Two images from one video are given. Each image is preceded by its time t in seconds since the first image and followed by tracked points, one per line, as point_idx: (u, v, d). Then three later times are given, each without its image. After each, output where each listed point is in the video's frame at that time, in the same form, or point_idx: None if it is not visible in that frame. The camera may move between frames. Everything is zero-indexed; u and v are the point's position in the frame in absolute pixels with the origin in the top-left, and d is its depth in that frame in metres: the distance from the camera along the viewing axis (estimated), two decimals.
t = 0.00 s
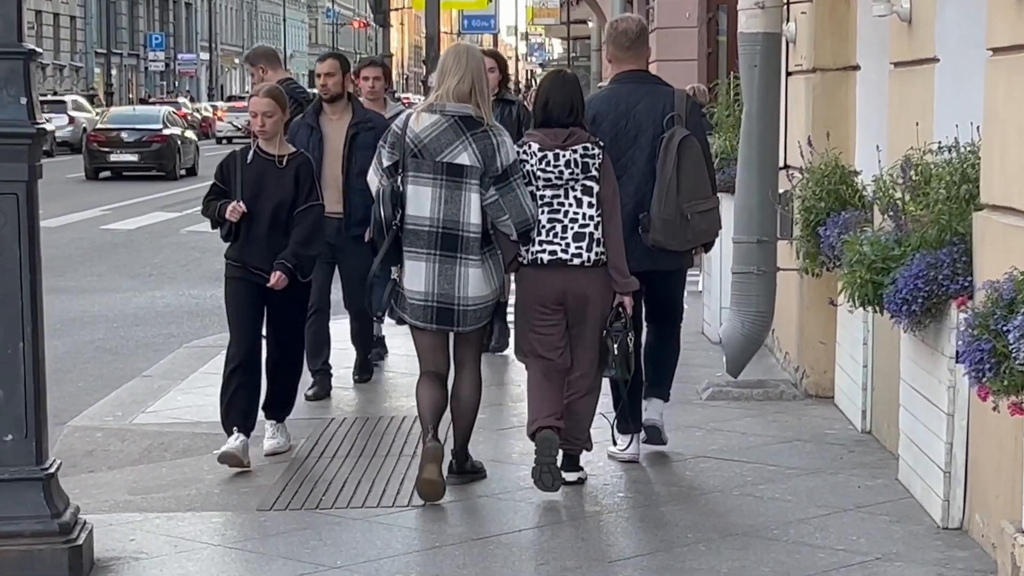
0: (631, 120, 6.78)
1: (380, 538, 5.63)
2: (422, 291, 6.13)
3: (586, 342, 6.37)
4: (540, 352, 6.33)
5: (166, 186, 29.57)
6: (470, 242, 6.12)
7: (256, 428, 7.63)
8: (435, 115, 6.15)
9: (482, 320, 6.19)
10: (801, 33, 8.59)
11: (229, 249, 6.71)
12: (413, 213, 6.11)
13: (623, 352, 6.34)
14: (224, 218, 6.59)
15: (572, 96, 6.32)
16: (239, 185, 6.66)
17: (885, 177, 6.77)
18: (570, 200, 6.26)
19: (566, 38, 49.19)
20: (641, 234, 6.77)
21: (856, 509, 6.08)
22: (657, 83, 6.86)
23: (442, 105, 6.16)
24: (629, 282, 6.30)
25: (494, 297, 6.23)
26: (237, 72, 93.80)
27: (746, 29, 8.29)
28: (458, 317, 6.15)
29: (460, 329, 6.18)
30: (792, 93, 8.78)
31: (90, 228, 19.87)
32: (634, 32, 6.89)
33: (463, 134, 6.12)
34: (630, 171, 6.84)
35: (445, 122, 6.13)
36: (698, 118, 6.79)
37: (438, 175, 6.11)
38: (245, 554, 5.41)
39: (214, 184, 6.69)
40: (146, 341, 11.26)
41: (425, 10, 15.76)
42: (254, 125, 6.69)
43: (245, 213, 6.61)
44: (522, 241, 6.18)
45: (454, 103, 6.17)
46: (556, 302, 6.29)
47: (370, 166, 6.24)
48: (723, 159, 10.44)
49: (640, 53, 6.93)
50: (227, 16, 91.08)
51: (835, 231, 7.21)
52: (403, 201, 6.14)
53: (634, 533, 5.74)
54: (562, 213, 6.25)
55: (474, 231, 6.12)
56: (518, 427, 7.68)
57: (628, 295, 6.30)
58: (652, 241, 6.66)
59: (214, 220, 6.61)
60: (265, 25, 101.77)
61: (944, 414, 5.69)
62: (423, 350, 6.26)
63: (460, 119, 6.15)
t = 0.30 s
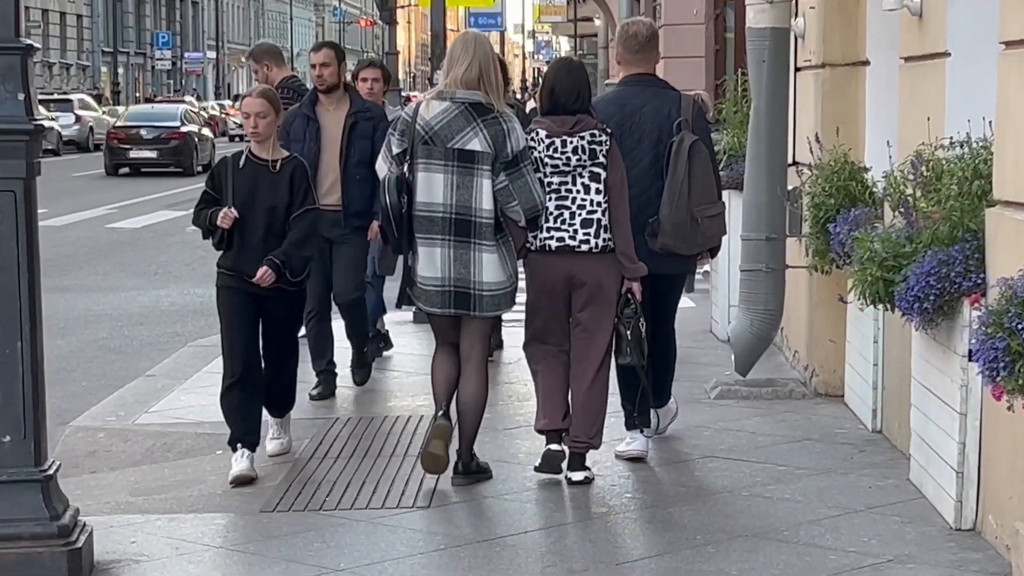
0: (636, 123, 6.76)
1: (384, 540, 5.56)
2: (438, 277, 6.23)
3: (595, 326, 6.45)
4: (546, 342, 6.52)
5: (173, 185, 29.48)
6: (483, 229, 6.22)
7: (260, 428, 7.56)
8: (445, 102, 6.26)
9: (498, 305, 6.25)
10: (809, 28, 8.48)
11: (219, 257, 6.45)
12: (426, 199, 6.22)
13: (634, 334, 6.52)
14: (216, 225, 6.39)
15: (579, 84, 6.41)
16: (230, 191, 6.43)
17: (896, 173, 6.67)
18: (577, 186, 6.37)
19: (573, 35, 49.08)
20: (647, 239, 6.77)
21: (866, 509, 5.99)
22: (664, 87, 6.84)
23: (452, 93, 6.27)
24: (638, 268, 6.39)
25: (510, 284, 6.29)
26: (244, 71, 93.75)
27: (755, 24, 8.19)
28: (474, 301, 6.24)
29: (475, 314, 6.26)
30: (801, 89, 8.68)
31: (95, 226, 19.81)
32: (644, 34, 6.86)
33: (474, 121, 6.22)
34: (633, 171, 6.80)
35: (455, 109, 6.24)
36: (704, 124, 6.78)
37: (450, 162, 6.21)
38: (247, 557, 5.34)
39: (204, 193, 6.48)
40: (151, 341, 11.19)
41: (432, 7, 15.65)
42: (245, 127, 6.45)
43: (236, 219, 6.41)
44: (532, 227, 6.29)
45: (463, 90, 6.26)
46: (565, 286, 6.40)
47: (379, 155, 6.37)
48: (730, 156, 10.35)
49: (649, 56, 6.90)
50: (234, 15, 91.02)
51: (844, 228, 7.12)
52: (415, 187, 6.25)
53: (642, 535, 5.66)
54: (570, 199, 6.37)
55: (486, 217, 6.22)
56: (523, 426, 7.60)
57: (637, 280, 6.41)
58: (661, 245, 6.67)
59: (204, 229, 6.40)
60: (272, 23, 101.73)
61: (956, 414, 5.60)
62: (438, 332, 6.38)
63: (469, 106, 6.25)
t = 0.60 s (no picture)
0: (651, 123, 6.83)
1: (389, 546, 5.46)
2: (451, 276, 6.15)
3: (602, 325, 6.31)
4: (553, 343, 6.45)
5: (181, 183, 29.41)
6: (496, 227, 6.14)
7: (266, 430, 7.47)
8: (457, 103, 6.16)
9: (513, 304, 6.17)
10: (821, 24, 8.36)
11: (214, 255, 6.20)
12: (438, 198, 6.13)
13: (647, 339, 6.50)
14: (216, 221, 6.05)
15: (587, 87, 6.34)
16: (225, 185, 6.12)
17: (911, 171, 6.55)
18: (587, 186, 6.27)
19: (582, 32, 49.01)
20: (653, 237, 6.83)
21: (881, 514, 5.88)
22: (678, 89, 6.91)
23: (462, 94, 6.17)
24: (649, 268, 6.31)
25: (522, 282, 6.22)
26: (253, 69, 93.73)
27: (766, 20, 8.08)
28: (488, 300, 6.16)
29: (489, 313, 6.19)
30: (813, 86, 8.57)
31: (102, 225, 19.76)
32: (662, 36, 6.96)
33: (485, 120, 6.13)
34: (645, 171, 6.88)
35: (466, 109, 6.14)
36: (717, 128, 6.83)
37: (461, 161, 6.13)
38: (250, 563, 5.24)
39: (194, 186, 6.16)
40: (157, 341, 11.11)
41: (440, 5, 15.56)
42: (238, 115, 6.17)
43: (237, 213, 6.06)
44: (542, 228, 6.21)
45: (474, 90, 6.17)
46: (574, 286, 6.32)
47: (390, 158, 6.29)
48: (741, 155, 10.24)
49: (666, 58, 6.98)
50: (242, 13, 91.00)
51: (858, 228, 7.00)
52: (427, 188, 6.17)
53: (653, 541, 5.55)
54: (579, 199, 6.27)
55: (498, 216, 6.14)
56: (532, 429, 7.50)
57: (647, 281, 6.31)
58: (665, 244, 6.71)
59: (202, 226, 6.07)
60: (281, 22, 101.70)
61: (973, 417, 5.49)
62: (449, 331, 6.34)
63: (480, 106, 6.15)
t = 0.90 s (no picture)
0: (660, 115, 6.83)
1: (390, 554, 5.38)
2: (457, 286, 6.08)
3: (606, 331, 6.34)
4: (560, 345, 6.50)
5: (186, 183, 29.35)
6: (502, 234, 6.07)
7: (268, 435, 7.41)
8: (459, 112, 6.10)
9: (517, 312, 6.11)
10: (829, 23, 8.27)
11: (208, 265, 6.07)
12: (445, 209, 6.06)
13: (651, 343, 6.42)
14: (213, 230, 5.90)
15: (590, 94, 6.33)
16: (220, 190, 5.99)
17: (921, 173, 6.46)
18: (592, 193, 6.27)
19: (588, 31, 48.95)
20: (659, 228, 6.83)
21: (890, 521, 5.80)
22: (685, 81, 6.91)
23: (465, 103, 6.11)
24: (650, 273, 6.32)
25: (526, 289, 6.15)
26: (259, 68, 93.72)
27: (773, 19, 8.00)
28: (493, 308, 6.09)
29: (494, 321, 6.11)
30: (821, 86, 8.48)
31: (108, 225, 19.74)
32: (669, 28, 6.97)
33: (488, 128, 6.06)
34: (654, 163, 6.89)
35: (468, 118, 6.07)
36: (725, 118, 6.84)
37: (466, 170, 6.06)
38: (250, 571, 5.17)
39: (186, 189, 6.05)
40: (160, 343, 11.05)
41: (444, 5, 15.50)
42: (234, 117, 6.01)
43: (236, 222, 5.91)
44: (547, 234, 6.19)
45: (476, 99, 6.10)
46: (578, 292, 6.35)
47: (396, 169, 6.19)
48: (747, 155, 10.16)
49: (672, 50, 6.99)
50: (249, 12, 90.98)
51: (866, 229, 6.92)
52: (433, 198, 6.08)
53: (657, 549, 5.46)
54: (585, 206, 6.26)
55: (504, 224, 6.07)
56: (536, 433, 7.43)
57: (649, 285, 6.33)
58: (670, 235, 6.72)
59: (200, 233, 5.92)
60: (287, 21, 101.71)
61: (984, 423, 5.40)
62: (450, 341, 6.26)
63: (483, 114, 6.09)
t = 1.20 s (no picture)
0: (666, 108, 6.88)
1: (391, 558, 5.32)
2: (457, 276, 6.35)
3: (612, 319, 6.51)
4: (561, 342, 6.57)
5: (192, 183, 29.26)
6: (501, 227, 6.33)
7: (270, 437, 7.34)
8: (460, 106, 6.37)
9: (515, 302, 6.37)
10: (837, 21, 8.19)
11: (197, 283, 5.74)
12: (445, 200, 6.34)
13: (650, 329, 6.66)
14: (203, 248, 5.58)
15: (591, 84, 6.49)
16: (211, 208, 5.66)
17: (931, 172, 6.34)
18: (594, 183, 6.45)
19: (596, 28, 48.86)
20: (679, 219, 6.86)
21: (899, 526, 5.71)
22: (688, 74, 6.96)
23: (466, 96, 6.39)
24: (653, 262, 6.48)
25: (525, 279, 6.41)
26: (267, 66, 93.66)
27: (781, 16, 7.91)
28: (491, 299, 6.35)
29: (492, 311, 6.37)
30: (828, 85, 8.40)
31: (114, 224, 19.66)
32: (668, 23, 7.01)
33: (488, 122, 6.32)
34: (662, 156, 6.94)
35: (470, 112, 6.35)
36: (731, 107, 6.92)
37: (467, 163, 6.32)
38: None
39: (176, 202, 5.70)
40: (163, 343, 10.97)
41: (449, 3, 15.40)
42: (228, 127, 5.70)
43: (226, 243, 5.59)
44: (548, 224, 6.39)
45: (476, 92, 6.37)
46: (580, 282, 6.49)
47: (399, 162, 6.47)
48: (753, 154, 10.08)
49: (673, 43, 7.03)
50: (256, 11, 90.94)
51: (875, 229, 6.84)
52: (435, 190, 6.36)
53: (662, 555, 5.38)
54: (587, 196, 6.44)
55: (503, 216, 6.33)
56: (541, 434, 7.35)
57: (652, 274, 6.49)
58: (691, 225, 6.76)
59: (189, 250, 5.61)
60: (295, 19, 101.63)
61: (993, 426, 5.32)
62: (451, 330, 6.49)
63: (483, 107, 6.35)
